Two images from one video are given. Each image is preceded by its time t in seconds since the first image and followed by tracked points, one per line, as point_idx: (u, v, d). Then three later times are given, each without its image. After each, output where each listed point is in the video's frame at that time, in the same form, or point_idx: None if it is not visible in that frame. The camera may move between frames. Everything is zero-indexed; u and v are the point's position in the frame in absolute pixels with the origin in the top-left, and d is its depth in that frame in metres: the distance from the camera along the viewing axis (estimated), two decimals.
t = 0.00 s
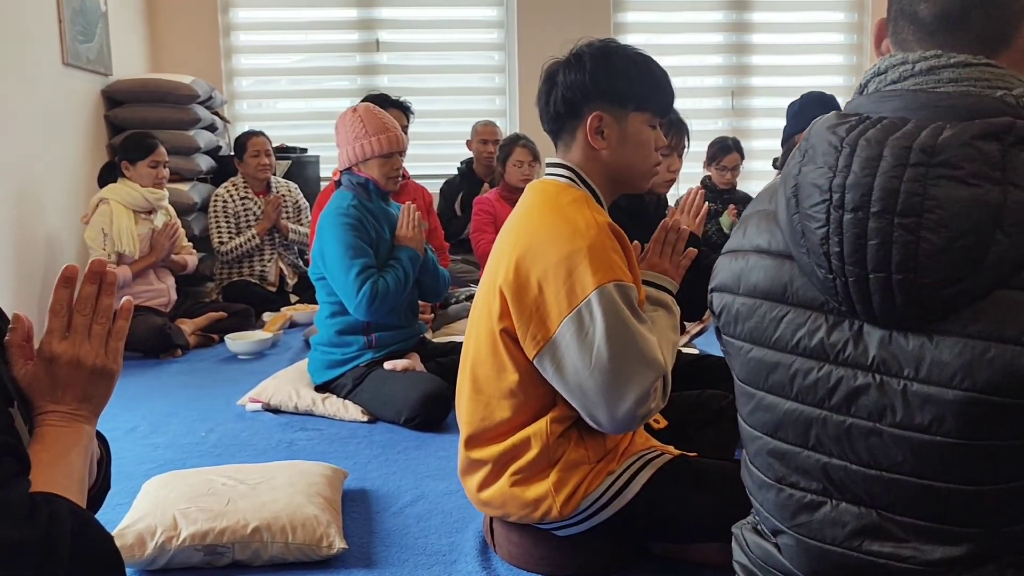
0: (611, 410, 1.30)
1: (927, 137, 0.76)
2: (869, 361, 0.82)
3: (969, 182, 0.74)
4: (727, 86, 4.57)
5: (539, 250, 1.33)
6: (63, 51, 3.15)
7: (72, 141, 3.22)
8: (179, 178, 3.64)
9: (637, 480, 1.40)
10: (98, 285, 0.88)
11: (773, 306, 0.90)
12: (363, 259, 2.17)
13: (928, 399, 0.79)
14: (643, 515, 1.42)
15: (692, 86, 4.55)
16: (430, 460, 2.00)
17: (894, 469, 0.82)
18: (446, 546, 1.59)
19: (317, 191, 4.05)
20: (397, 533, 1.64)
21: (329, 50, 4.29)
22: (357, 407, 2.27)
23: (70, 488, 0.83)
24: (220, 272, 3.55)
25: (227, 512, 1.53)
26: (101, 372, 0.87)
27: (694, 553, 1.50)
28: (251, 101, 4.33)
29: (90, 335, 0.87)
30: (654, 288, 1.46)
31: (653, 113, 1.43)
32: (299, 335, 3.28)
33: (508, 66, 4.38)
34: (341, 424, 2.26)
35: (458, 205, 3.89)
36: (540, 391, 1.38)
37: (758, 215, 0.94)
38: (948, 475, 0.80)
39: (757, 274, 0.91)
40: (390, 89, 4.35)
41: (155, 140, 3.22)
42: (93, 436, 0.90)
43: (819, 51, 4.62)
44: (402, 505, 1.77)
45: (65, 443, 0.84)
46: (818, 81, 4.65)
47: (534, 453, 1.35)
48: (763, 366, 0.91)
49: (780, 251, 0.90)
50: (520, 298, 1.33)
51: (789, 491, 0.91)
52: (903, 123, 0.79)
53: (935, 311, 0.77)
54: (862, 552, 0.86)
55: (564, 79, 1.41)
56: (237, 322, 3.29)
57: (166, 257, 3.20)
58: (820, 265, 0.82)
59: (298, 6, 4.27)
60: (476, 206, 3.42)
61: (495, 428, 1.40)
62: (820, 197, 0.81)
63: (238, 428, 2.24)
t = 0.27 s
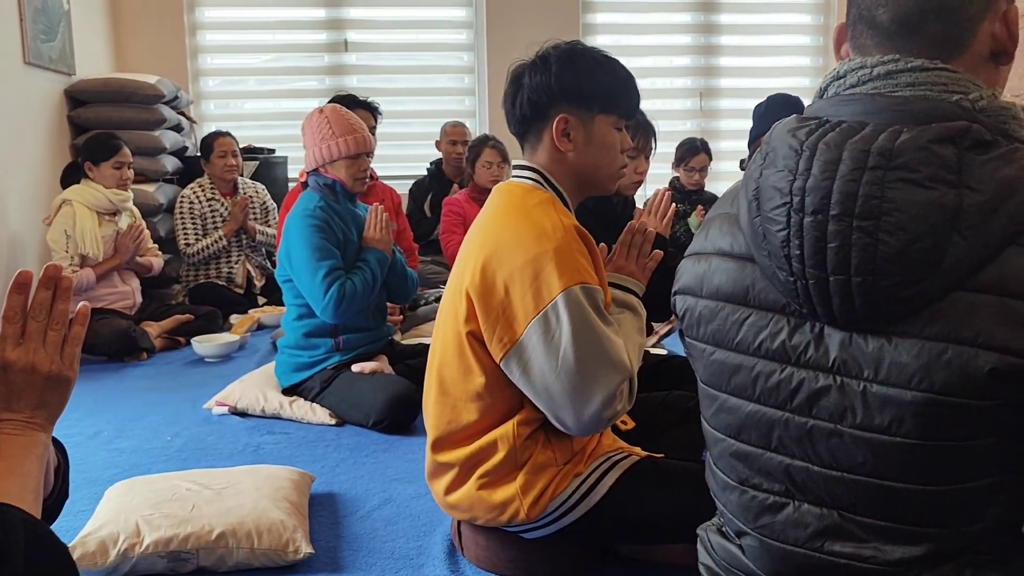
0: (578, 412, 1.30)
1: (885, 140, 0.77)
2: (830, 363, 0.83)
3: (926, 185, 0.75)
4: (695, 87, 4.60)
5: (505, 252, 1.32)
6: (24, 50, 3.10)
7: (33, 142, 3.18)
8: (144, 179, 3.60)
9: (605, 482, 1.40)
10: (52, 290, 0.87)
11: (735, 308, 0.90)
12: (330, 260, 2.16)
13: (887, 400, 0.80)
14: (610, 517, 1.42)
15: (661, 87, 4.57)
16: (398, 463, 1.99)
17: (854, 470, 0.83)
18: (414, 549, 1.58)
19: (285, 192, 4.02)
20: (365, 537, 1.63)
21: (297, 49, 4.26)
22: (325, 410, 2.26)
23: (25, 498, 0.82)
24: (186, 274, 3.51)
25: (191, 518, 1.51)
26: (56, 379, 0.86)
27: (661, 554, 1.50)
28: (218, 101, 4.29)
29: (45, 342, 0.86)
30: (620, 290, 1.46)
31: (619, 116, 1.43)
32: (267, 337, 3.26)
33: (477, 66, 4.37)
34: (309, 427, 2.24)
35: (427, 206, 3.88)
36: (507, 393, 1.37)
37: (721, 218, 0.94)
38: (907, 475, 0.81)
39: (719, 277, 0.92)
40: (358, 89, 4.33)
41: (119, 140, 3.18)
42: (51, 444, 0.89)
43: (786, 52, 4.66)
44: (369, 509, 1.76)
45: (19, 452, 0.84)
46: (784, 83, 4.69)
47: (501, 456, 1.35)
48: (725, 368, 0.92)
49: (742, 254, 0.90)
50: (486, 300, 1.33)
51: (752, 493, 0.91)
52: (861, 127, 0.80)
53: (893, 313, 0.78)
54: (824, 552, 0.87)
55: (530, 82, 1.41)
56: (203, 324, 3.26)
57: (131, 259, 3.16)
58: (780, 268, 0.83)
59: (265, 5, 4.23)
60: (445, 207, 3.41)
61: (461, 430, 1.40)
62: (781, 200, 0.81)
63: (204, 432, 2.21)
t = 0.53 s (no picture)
0: (544, 416, 1.30)
1: (845, 146, 0.77)
2: (792, 367, 0.83)
3: (885, 191, 0.76)
4: (662, 90, 4.62)
5: (471, 256, 1.32)
6: None
7: None
8: (108, 180, 3.56)
9: (572, 485, 1.40)
10: (8, 298, 0.90)
11: (699, 313, 0.91)
12: (296, 263, 2.14)
13: (848, 403, 0.80)
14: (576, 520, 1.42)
15: (629, 89, 4.59)
16: (365, 467, 1.98)
17: (816, 473, 0.84)
18: (381, 555, 1.58)
19: (252, 194, 3.99)
20: (331, 542, 1.62)
21: (264, 50, 4.23)
22: (291, 415, 2.24)
23: None
24: (151, 277, 3.47)
25: (154, 526, 1.49)
26: (14, 387, 0.90)
27: (628, 556, 1.51)
28: (184, 102, 4.25)
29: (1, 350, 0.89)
30: (587, 293, 1.47)
31: (585, 120, 1.44)
32: (233, 341, 3.23)
33: (445, 68, 4.36)
34: (276, 431, 2.23)
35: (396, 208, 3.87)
36: (474, 398, 1.37)
37: (684, 223, 0.95)
38: (868, 478, 0.82)
39: (683, 281, 0.92)
40: (326, 91, 4.30)
41: (82, 142, 3.14)
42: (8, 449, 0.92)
43: (752, 56, 4.70)
44: (336, 514, 1.75)
45: None
46: (751, 86, 4.73)
47: (467, 461, 1.35)
48: (689, 373, 0.92)
49: (705, 259, 0.91)
50: (452, 304, 1.33)
51: (716, 496, 0.92)
52: (822, 133, 0.81)
53: (853, 317, 0.79)
54: (786, 556, 0.87)
55: (496, 85, 1.41)
56: (169, 328, 3.22)
57: (94, 262, 3.12)
58: (742, 272, 0.84)
59: (231, 6, 4.20)
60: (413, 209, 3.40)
61: (428, 435, 1.39)
62: (743, 205, 0.82)
63: (169, 437, 2.19)
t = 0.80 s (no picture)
0: (510, 422, 1.29)
1: (805, 154, 0.78)
2: (753, 373, 0.84)
3: (844, 199, 0.76)
4: (632, 95, 4.65)
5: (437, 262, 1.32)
6: None
7: None
8: (72, 184, 3.51)
9: (538, 491, 1.40)
10: None
11: (662, 319, 0.91)
12: (263, 269, 2.12)
13: (809, 409, 0.81)
14: (543, 526, 1.42)
15: (599, 94, 4.61)
16: (333, 474, 1.97)
17: (777, 479, 0.84)
18: (347, 562, 1.56)
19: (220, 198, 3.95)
20: (297, 550, 1.61)
21: (232, 53, 4.20)
22: (258, 421, 2.22)
23: None
24: (117, 281, 3.43)
25: (115, 535, 1.47)
26: None
27: (594, 561, 1.51)
28: (150, 105, 4.21)
29: None
30: (554, 299, 1.47)
31: (552, 126, 1.44)
32: (200, 346, 3.19)
33: (415, 72, 4.35)
34: (242, 438, 2.20)
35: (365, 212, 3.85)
36: (440, 404, 1.37)
37: (648, 229, 0.95)
38: (829, 483, 0.82)
39: (646, 288, 0.92)
40: (295, 94, 4.27)
41: (45, 145, 3.09)
42: None
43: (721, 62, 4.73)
44: (302, 521, 1.73)
45: None
46: (720, 91, 4.77)
47: (434, 467, 1.34)
48: (652, 379, 0.92)
49: (668, 265, 0.91)
50: (418, 311, 1.32)
51: (679, 502, 0.92)
52: (782, 141, 0.81)
53: (814, 324, 0.79)
54: (749, 561, 0.87)
55: (463, 91, 1.40)
56: (134, 333, 3.18)
57: (57, 266, 3.07)
58: (705, 278, 0.84)
59: (199, 8, 4.16)
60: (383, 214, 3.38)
61: (393, 442, 1.38)
62: (705, 212, 0.82)
63: (133, 445, 2.16)
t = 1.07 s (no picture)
0: (478, 433, 1.29)
1: (767, 167, 0.78)
2: (716, 385, 0.84)
3: (805, 212, 0.77)
4: (604, 102, 4.66)
5: (404, 271, 1.31)
6: None
7: None
8: (38, 189, 3.46)
9: (506, 501, 1.40)
10: None
11: (626, 330, 0.91)
12: (231, 277, 2.11)
13: (771, 421, 0.81)
14: (511, 536, 1.42)
15: (571, 101, 4.62)
16: (301, 484, 1.95)
17: (740, 490, 0.84)
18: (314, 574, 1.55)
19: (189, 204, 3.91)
20: (263, 562, 1.59)
21: (202, 58, 4.17)
22: (226, 430, 2.20)
23: None
24: (84, 288, 3.38)
25: (78, 548, 1.45)
26: None
27: (563, 571, 1.51)
28: (119, 109, 4.17)
29: None
30: (522, 308, 1.47)
31: (520, 135, 1.44)
32: (168, 354, 3.16)
33: (387, 78, 4.34)
34: (210, 448, 2.18)
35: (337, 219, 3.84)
36: (407, 414, 1.36)
37: (612, 241, 0.95)
38: (791, 494, 0.82)
39: (610, 299, 0.93)
40: (266, 100, 4.24)
41: (10, 150, 3.05)
42: None
43: (692, 69, 4.76)
44: (269, 532, 1.72)
45: None
46: (691, 99, 4.79)
47: (401, 478, 1.33)
48: (616, 390, 0.92)
49: (632, 277, 0.91)
50: (385, 320, 1.31)
51: (644, 514, 0.92)
52: (744, 154, 0.82)
53: (775, 336, 0.80)
54: (713, 573, 0.87)
55: (430, 100, 1.40)
56: (101, 340, 3.14)
57: (22, 274, 3.02)
58: (668, 290, 0.84)
59: (169, 12, 4.13)
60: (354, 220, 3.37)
61: (361, 452, 1.38)
62: (667, 225, 0.82)
63: (98, 455, 2.13)
